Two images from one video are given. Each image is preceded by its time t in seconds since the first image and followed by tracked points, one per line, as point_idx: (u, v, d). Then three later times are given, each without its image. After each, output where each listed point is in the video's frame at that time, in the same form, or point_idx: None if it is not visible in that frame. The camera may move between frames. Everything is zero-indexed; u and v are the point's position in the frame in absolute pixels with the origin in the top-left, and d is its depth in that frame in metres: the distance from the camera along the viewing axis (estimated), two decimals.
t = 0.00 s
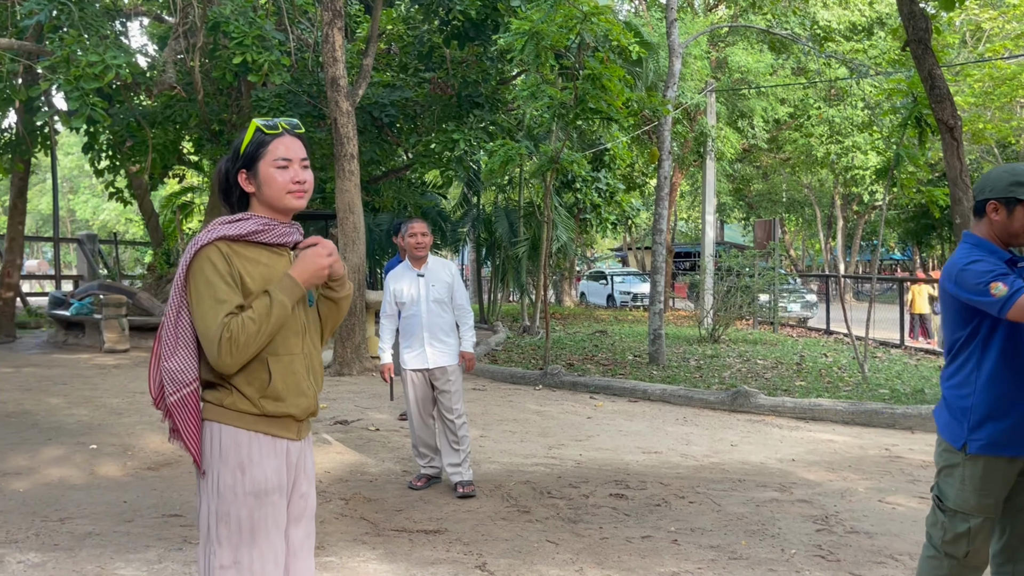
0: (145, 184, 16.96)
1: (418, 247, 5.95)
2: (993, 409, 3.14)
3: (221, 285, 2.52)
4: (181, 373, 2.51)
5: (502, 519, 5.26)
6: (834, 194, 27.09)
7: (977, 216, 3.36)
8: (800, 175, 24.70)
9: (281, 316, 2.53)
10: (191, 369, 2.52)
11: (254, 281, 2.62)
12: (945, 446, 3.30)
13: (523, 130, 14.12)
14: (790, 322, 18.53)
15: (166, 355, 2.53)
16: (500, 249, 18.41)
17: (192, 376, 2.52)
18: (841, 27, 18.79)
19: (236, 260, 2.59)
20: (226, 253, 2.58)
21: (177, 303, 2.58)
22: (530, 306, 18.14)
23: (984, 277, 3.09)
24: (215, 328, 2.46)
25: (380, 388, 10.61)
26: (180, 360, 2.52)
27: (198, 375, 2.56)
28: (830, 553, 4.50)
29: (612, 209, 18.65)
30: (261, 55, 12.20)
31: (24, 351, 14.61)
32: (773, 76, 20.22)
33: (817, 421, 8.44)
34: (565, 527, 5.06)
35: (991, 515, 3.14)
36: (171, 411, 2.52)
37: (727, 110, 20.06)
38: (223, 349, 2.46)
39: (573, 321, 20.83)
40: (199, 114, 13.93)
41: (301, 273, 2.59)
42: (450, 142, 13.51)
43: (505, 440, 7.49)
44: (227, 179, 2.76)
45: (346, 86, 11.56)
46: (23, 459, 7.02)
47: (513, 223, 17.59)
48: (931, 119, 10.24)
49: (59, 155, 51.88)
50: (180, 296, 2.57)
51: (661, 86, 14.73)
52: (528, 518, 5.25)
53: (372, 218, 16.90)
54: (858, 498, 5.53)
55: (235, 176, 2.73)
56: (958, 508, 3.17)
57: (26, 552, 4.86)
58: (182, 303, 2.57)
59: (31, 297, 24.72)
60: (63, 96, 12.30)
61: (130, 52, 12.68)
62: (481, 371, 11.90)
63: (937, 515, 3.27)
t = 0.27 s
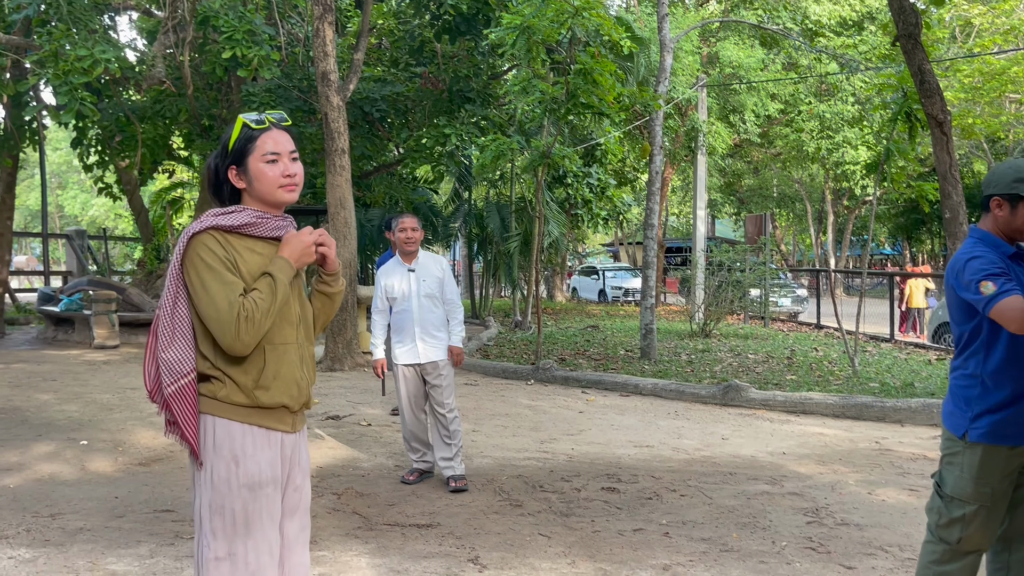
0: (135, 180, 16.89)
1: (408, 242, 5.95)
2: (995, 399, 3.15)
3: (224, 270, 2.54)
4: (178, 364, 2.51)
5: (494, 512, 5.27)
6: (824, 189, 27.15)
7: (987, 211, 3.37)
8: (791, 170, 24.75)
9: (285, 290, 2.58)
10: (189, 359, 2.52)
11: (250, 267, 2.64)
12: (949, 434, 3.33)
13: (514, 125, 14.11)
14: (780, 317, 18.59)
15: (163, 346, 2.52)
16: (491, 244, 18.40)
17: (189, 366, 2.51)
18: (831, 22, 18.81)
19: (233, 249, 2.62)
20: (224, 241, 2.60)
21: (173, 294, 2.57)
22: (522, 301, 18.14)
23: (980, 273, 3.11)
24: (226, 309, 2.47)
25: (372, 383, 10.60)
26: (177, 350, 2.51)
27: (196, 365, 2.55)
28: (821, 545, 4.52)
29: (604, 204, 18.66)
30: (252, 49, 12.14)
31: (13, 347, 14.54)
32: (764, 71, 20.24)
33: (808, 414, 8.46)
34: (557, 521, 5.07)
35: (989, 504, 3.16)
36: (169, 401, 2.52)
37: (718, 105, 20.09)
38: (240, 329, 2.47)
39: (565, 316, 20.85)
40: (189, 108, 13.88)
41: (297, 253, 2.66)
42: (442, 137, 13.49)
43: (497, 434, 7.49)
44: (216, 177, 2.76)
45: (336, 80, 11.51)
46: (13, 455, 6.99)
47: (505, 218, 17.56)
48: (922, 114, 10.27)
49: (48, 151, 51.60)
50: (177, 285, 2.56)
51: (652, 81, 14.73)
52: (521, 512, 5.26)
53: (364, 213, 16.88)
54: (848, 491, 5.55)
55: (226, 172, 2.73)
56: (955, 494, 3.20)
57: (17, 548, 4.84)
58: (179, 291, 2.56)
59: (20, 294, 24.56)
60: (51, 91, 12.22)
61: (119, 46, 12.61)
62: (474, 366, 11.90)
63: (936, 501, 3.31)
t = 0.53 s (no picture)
0: (124, 176, 16.83)
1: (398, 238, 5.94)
2: (962, 391, 3.18)
3: (220, 261, 2.55)
4: (172, 357, 2.51)
5: (485, 507, 5.28)
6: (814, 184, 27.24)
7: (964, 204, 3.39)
8: (781, 166, 24.82)
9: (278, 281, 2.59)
10: (183, 352, 2.52)
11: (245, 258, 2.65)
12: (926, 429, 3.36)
13: (505, 121, 14.11)
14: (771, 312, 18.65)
15: (157, 339, 2.53)
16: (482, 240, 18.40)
17: (183, 359, 2.52)
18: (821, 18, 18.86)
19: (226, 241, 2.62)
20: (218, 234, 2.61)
21: (167, 288, 2.57)
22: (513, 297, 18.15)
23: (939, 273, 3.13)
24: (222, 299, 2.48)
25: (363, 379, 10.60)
26: (171, 342, 2.52)
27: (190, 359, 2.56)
28: (810, 538, 4.55)
29: (594, 200, 18.68)
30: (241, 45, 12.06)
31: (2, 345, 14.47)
32: (754, 67, 20.27)
33: (798, 409, 8.51)
34: (548, 515, 5.08)
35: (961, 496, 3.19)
36: (163, 394, 2.52)
37: (708, 101, 20.12)
38: (237, 320, 2.48)
39: (556, 312, 20.89)
40: (179, 104, 13.83)
41: (291, 244, 2.67)
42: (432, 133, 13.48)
43: (488, 430, 7.51)
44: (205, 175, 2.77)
45: (326, 76, 11.47)
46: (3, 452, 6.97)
47: (496, 215, 17.56)
48: (910, 109, 10.32)
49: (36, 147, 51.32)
50: (171, 278, 2.57)
51: (643, 77, 14.74)
52: (512, 507, 5.28)
53: (354, 209, 16.86)
54: (837, 484, 5.59)
55: (215, 169, 2.73)
56: (928, 486, 3.24)
57: (7, 545, 4.83)
58: (173, 283, 2.57)
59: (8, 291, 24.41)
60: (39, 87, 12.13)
61: (107, 41, 12.54)
62: (465, 362, 11.91)
63: (913, 494, 3.34)
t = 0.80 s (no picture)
0: (112, 173, 16.77)
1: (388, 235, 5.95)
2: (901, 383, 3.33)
3: (206, 257, 2.56)
4: (158, 351, 2.53)
5: (474, 503, 5.31)
6: (803, 180, 27.34)
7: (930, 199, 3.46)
8: (770, 161, 24.89)
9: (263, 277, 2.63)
10: (169, 347, 2.54)
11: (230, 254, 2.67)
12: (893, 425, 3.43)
13: (494, 117, 14.11)
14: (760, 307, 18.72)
15: (143, 334, 2.55)
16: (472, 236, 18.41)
17: (169, 354, 2.54)
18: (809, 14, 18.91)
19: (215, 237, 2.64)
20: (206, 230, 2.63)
21: (154, 284, 2.59)
22: (503, 293, 18.18)
23: (882, 273, 3.32)
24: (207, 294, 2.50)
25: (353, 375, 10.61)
26: (157, 337, 2.54)
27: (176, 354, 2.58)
28: (795, 532, 4.60)
29: (584, 196, 18.70)
30: (230, 42, 11.96)
31: None
32: (743, 63, 20.32)
33: (785, 403, 8.56)
34: (536, 510, 5.12)
35: (923, 487, 3.26)
36: (149, 388, 2.54)
37: (697, 97, 20.17)
38: (220, 313, 2.50)
39: (546, 308, 20.92)
40: (167, 101, 13.78)
41: (277, 243, 2.69)
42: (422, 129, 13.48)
43: (478, 425, 7.54)
44: (193, 173, 2.78)
45: (315, 73, 11.44)
46: None
47: (486, 211, 17.57)
48: (897, 105, 10.37)
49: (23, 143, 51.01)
50: (158, 273, 2.59)
51: (632, 73, 14.77)
52: (500, 502, 5.30)
53: (344, 206, 16.85)
54: (823, 478, 5.64)
55: (203, 169, 2.74)
56: (890, 479, 3.32)
57: None
58: (161, 278, 2.59)
59: None
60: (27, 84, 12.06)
61: (94, 38, 12.48)
62: (455, 358, 11.93)
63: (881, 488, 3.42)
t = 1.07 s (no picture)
0: (100, 171, 16.74)
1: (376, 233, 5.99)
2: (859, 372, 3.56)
3: (190, 259, 2.61)
4: (149, 348, 2.57)
5: (461, 497, 5.36)
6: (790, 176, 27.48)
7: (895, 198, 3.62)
8: (757, 158, 25.01)
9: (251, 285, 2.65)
10: (159, 344, 2.58)
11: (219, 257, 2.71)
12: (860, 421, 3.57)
13: (482, 114, 14.15)
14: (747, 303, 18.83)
15: (134, 331, 2.58)
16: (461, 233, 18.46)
17: (159, 351, 2.58)
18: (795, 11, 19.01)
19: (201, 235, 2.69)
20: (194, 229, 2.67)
21: (145, 281, 2.63)
22: (491, 289, 18.23)
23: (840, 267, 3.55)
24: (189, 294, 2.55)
25: (341, 372, 10.65)
26: (148, 334, 2.58)
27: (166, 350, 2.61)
28: (777, 524, 4.68)
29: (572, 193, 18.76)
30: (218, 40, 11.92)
31: None
32: (730, 60, 20.40)
33: (770, 398, 8.65)
34: (522, 504, 5.18)
35: (884, 477, 3.39)
36: (141, 384, 2.58)
37: (685, 94, 20.25)
38: (198, 313, 2.54)
39: (534, 304, 20.99)
40: (154, 98, 13.76)
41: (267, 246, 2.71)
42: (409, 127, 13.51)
43: (465, 421, 7.60)
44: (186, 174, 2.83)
45: (302, 70, 11.44)
46: None
47: (474, 208, 17.61)
48: (881, 103, 10.46)
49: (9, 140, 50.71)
50: (149, 271, 2.63)
51: (619, 71, 14.82)
52: (487, 496, 5.36)
53: (332, 203, 16.86)
54: (805, 471, 5.72)
55: (194, 170, 2.79)
56: (854, 470, 3.46)
57: None
58: (151, 276, 2.63)
59: None
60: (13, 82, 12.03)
61: (81, 35, 12.45)
62: (443, 355, 11.98)
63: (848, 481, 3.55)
